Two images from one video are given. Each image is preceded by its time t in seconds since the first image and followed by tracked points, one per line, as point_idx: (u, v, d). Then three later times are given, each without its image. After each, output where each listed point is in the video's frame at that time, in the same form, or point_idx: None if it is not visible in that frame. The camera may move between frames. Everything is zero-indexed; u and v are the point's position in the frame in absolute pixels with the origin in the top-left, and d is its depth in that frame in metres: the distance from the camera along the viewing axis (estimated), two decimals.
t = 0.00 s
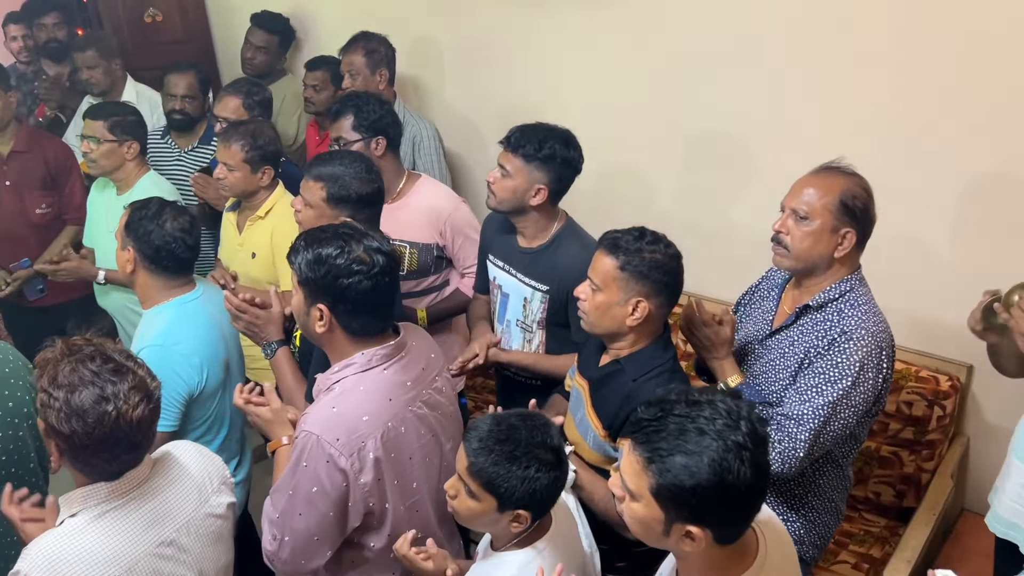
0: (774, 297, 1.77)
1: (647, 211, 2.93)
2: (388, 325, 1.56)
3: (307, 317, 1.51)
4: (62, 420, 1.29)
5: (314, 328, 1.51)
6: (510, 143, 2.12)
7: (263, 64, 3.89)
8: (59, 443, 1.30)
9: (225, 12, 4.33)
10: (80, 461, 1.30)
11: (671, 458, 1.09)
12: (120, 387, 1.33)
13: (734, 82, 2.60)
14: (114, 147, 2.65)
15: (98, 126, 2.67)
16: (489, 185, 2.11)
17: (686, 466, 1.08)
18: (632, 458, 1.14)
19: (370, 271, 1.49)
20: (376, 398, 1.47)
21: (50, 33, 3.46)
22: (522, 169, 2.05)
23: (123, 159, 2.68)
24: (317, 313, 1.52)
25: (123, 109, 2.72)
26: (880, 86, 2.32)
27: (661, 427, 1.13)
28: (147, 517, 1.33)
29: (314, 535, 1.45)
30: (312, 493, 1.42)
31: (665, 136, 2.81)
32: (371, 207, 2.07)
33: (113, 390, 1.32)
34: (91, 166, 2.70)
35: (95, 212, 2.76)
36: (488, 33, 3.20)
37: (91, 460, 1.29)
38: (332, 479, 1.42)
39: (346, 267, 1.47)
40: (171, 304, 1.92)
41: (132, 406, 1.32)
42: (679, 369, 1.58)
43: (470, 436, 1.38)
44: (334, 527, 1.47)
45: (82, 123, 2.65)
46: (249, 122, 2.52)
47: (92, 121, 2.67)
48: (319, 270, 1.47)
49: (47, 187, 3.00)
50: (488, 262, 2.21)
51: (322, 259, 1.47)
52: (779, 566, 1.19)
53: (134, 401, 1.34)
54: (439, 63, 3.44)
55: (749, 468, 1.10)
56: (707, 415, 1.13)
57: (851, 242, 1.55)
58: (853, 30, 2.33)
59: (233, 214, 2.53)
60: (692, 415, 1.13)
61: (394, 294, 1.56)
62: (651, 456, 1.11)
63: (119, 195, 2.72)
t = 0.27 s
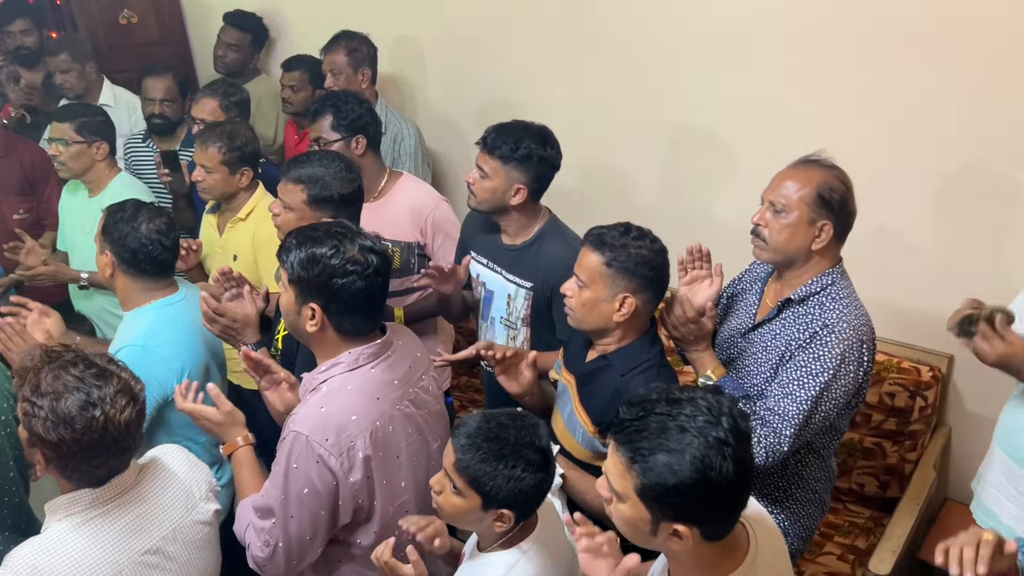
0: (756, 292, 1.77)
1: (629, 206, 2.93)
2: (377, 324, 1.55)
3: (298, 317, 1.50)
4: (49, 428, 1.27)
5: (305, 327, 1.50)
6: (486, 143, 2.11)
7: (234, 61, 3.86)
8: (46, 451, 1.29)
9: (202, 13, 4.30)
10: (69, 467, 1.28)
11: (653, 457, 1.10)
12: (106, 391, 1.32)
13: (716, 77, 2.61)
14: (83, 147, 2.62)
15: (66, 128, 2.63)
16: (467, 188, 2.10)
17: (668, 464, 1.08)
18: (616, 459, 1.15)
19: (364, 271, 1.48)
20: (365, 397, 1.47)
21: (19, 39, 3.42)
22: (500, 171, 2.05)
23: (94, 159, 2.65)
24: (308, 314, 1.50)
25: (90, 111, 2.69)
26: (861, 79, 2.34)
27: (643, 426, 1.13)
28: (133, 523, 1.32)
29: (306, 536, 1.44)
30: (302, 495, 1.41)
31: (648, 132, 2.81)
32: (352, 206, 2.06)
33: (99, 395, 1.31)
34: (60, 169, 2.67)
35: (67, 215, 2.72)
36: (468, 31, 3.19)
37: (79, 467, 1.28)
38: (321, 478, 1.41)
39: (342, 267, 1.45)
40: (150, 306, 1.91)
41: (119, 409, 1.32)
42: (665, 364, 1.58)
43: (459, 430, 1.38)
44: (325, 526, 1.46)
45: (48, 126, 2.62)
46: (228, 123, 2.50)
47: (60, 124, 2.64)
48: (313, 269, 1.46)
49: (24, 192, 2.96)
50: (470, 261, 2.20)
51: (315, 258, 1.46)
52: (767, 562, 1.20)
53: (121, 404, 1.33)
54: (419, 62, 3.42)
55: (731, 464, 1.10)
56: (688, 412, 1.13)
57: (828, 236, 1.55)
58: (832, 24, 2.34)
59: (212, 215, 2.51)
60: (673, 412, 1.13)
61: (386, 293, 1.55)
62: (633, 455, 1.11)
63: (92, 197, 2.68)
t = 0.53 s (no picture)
0: (736, 288, 1.78)
1: (608, 205, 2.93)
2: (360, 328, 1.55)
3: (285, 326, 1.49)
4: (24, 439, 1.25)
5: (291, 335, 1.49)
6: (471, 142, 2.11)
7: (204, 63, 3.84)
8: (21, 462, 1.27)
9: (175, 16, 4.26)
10: (45, 478, 1.27)
11: (643, 455, 1.10)
12: (81, 398, 1.31)
13: (694, 75, 2.61)
14: (48, 152, 2.57)
15: (29, 134, 2.59)
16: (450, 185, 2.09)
17: (658, 463, 1.08)
18: (605, 459, 1.14)
19: (350, 278, 1.48)
20: (347, 401, 1.46)
21: None
22: (485, 169, 2.04)
23: (58, 163, 2.60)
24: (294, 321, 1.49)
25: (53, 115, 2.64)
26: (838, 75, 2.36)
27: (632, 425, 1.13)
28: (110, 534, 1.30)
29: (286, 540, 1.43)
30: (282, 499, 1.41)
31: (626, 131, 2.82)
32: (328, 209, 2.05)
33: (74, 403, 1.29)
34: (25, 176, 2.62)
35: (32, 221, 2.68)
36: (444, 32, 3.18)
37: (56, 477, 1.27)
38: (302, 483, 1.40)
39: (328, 276, 1.45)
40: (125, 315, 1.89)
41: (94, 416, 1.31)
42: (646, 361, 1.58)
43: (441, 431, 1.38)
44: (306, 531, 1.45)
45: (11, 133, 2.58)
46: (202, 127, 2.49)
47: (23, 130, 2.60)
48: (299, 278, 1.45)
49: None
50: (450, 263, 2.19)
51: (300, 267, 1.45)
52: (756, 559, 1.21)
53: (96, 412, 1.32)
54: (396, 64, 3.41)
55: (721, 462, 1.10)
56: (677, 411, 1.13)
57: (800, 230, 1.57)
58: (808, 20, 2.36)
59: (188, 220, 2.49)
60: (662, 411, 1.13)
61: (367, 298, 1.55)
62: (624, 455, 1.11)
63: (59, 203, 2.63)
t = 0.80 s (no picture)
0: (714, 287, 1.79)
1: (589, 206, 2.94)
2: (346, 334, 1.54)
3: (271, 334, 1.48)
4: None
5: (276, 343, 1.49)
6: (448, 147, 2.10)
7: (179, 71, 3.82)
8: None
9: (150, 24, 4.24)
10: (23, 492, 1.26)
11: (620, 463, 1.10)
12: (56, 409, 1.30)
13: (673, 76, 2.63)
14: (17, 165, 2.53)
15: None
16: (432, 192, 2.08)
17: (634, 470, 1.08)
18: (585, 468, 1.15)
19: (337, 286, 1.48)
20: (331, 408, 1.45)
21: None
22: (466, 175, 2.03)
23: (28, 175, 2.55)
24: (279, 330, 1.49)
25: (18, 126, 2.57)
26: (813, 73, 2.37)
27: (608, 433, 1.13)
28: (94, 550, 1.29)
29: (277, 551, 1.43)
30: (271, 510, 1.40)
31: (605, 133, 2.83)
32: (307, 214, 2.04)
33: (50, 414, 1.28)
34: None
35: (4, 233, 2.64)
36: (420, 36, 3.18)
37: (35, 489, 1.25)
38: (290, 492, 1.40)
39: (315, 283, 1.45)
40: (104, 326, 1.87)
41: (71, 426, 1.30)
42: (627, 361, 1.58)
43: (423, 436, 1.37)
44: (295, 540, 1.45)
45: None
46: (177, 135, 2.47)
47: None
48: (285, 286, 1.44)
49: None
50: (430, 267, 2.19)
51: (286, 274, 1.45)
52: (743, 559, 1.22)
53: (73, 422, 1.31)
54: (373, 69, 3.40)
55: (698, 464, 1.10)
56: (652, 416, 1.13)
57: (778, 228, 1.58)
58: (783, 20, 2.37)
59: (167, 229, 2.47)
60: (637, 417, 1.14)
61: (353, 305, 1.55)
62: (601, 464, 1.12)
63: (32, 214, 2.60)
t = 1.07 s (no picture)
0: (695, 285, 1.80)
1: (570, 207, 2.94)
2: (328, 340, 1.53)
3: (247, 340, 1.47)
4: None
5: (256, 350, 1.47)
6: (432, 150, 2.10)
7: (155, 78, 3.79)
8: None
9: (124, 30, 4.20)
10: (4, 506, 1.24)
11: (611, 462, 1.10)
12: (36, 421, 1.28)
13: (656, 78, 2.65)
14: None
15: None
16: (418, 196, 2.07)
17: (627, 467, 1.09)
18: (575, 468, 1.15)
19: (314, 290, 1.47)
20: (313, 416, 1.44)
21: None
22: (455, 179, 2.03)
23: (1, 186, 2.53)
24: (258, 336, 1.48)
25: None
26: (798, 71, 2.41)
27: (598, 432, 1.14)
28: (76, 563, 1.28)
29: (250, 559, 1.43)
30: (246, 516, 1.40)
31: (588, 135, 2.84)
32: (289, 220, 2.04)
33: (30, 427, 1.27)
34: None
35: None
36: (397, 40, 3.16)
37: (18, 504, 1.24)
38: (265, 501, 1.39)
39: (291, 288, 1.44)
40: (82, 336, 1.86)
41: (52, 439, 1.28)
42: (611, 362, 1.58)
43: (409, 440, 1.37)
44: (272, 548, 1.44)
45: None
46: (154, 143, 2.45)
47: None
48: (261, 292, 1.44)
49: None
50: (412, 269, 2.19)
51: (262, 279, 1.44)
52: (731, 561, 1.22)
53: (54, 434, 1.29)
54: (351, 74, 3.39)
55: (689, 459, 1.11)
56: (641, 413, 1.14)
57: (747, 227, 1.58)
58: (765, 20, 2.41)
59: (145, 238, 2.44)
60: (626, 416, 1.14)
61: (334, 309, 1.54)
62: (592, 464, 1.12)
63: (6, 224, 2.57)
